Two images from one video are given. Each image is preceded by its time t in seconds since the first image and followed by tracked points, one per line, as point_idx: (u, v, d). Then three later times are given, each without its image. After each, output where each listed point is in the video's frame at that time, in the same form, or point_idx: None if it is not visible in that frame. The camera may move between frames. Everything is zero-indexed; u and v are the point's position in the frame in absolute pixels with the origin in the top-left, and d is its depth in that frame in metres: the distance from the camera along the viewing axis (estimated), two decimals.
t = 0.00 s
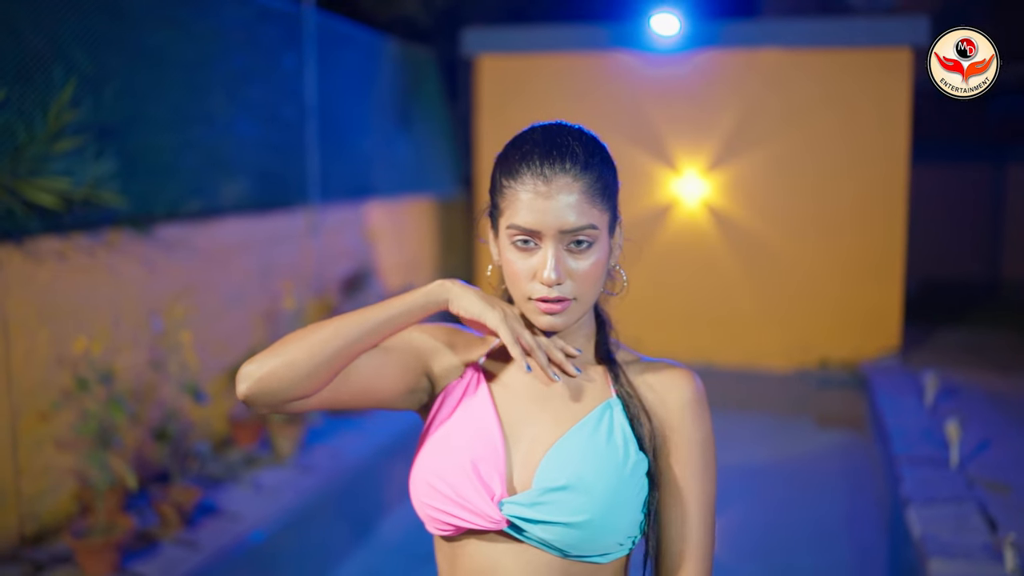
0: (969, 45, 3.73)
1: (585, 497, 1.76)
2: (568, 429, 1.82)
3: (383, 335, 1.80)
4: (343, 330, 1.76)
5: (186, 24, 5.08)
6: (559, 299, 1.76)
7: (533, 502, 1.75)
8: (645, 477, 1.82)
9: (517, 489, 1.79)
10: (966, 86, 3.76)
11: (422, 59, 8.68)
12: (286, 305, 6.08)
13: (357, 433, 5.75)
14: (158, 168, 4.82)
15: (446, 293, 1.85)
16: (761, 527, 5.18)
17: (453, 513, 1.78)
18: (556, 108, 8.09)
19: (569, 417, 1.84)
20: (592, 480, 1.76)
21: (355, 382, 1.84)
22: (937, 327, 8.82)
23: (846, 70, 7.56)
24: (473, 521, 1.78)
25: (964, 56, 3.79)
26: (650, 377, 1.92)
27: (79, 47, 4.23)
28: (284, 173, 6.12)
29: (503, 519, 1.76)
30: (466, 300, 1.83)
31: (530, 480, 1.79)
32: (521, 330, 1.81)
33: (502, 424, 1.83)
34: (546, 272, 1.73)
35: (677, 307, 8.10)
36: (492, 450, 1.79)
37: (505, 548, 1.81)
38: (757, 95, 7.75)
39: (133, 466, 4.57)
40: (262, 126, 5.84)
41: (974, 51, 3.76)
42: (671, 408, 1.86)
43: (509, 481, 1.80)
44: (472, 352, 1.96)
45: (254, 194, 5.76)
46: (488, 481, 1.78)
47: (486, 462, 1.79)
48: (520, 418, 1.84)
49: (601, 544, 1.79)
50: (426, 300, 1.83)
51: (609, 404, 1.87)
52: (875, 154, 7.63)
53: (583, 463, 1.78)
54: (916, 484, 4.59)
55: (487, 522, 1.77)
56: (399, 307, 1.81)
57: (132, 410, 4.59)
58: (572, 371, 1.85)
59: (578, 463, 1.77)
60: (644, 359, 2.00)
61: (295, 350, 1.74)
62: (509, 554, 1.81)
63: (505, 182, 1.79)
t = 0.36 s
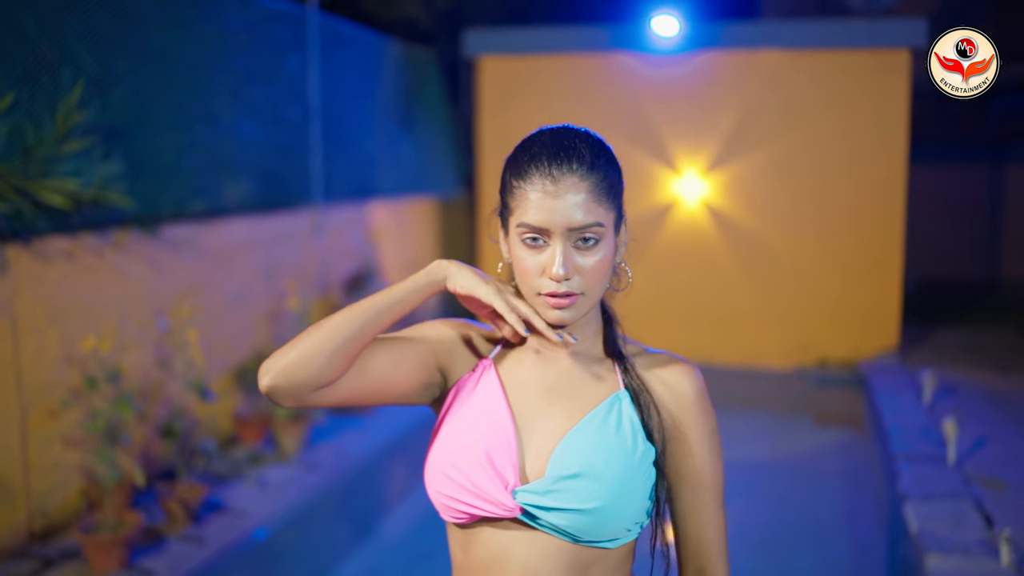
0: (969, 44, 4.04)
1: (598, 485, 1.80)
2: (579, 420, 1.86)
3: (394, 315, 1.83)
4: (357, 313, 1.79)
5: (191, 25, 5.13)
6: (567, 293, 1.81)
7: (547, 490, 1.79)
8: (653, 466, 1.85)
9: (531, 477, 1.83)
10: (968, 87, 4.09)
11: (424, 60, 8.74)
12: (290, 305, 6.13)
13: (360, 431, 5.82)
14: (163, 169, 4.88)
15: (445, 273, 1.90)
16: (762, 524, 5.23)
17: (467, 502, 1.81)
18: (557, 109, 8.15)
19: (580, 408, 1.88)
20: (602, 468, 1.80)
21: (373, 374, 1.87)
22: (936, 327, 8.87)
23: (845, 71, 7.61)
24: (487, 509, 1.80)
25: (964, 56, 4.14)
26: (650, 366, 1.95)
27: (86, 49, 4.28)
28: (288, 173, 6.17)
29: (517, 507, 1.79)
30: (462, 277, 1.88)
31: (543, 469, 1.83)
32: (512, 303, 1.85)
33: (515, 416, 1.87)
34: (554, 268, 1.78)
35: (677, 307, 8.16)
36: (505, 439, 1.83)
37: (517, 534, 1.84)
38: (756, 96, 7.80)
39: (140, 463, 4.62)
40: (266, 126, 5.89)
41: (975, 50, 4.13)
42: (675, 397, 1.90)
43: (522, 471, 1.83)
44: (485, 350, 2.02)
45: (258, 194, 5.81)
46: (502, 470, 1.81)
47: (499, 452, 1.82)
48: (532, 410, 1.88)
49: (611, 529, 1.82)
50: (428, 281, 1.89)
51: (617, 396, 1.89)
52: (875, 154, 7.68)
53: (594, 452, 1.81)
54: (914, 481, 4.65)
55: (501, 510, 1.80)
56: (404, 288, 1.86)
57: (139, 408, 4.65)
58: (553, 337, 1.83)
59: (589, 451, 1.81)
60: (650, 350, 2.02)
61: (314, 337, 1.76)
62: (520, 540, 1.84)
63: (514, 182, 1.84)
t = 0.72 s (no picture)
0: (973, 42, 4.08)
1: (610, 474, 1.79)
2: (590, 411, 1.85)
3: (401, 307, 1.87)
4: (369, 311, 1.82)
5: (196, 26, 5.18)
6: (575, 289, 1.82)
7: (560, 480, 1.77)
8: (658, 456, 1.85)
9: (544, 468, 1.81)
10: (970, 86, 4.12)
11: (426, 60, 8.80)
12: (293, 304, 6.18)
13: (363, 429, 5.87)
14: (169, 169, 4.93)
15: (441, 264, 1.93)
16: (761, 520, 5.29)
17: (481, 493, 1.79)
18: (558, 109, 8.21)
19: (590, 401, 1.87)
20: (613, 457, 1.80)
21: (396, 372, 1.87)
22: (934, 326, 8.92)
23: (845, 72, 7.67)
24: (500, 499, 1.78)
25: (964, 56, 4.21)
26: (653, 353, 1.94)
27: (91, 50, 4.33)
28: (291, 173, 6.22)
29: (531, 497, 1.77)
30: (455, 264, 1.92)
31: (556, 460, 1.82)
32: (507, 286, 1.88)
33: (526, 408, 1.86)
34: (563, 264, 1.79)
35: (678, 306, 8.21)
36: (518, 430, 1.81)
37: (529, 523, 1.81)
38: (756, 97, 7.86)
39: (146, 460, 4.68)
40: (269, 127, 5.94)
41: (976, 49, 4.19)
42: (677, 383, 1.89)
43: (535, 462, 1.82)
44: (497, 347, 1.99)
45: (261, 194, 5.86)
46: (515, 463, 1.80)
47: (512, 444, 1.80)
48: (543, 402, 1.86)
49: (621, 519, 1.81)
50: (426, 275, 1.92)
51: (624, 389, 1.87)
52: (874, 155, 7.73)
53: (605, 443, 1.80)
54: (911, 477, 4.71)
55: (514, 500, 1.78)
56: (405, 281, 1.89)
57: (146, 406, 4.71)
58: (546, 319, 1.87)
59: (601, 442, 1.80)
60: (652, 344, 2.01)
61: (333, 339, 1.79)
62: (533, 528, 1.81)
63: (525, 182, 1.86)
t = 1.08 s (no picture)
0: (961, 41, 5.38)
1: (620, 461, 1.80)
2: (597, 401, 1.86)
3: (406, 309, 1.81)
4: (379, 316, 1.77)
5: (200, 28, 5.24)
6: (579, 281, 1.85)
7: (572, 466, 1.78)
8: (661, 444, 1.87)
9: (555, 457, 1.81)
10: (969, 86, 4.53)
11: (427, 61, 8.87)
12: (296, 303, 6.23)
13: (366, 427, 5.91)
14: (174, 169, 4.98)
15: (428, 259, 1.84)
16: (761, 517, 5.35)
17: (494, 482, 1.78)
18: (560, 108, 8.27)
19: (596, 391, 1.87)
20: (624, 445, 1.81)
21: (414, 375, 1.84)
22: (932, 326, 8.97)
23: (844, 72, 7.72)
24: (513, 488, 1.78)
25: (964, 56, 4.58)
26: (652, 342, 1.97)
27: (97, 50, 4.38)
28: (294, 173, 6.28)
29: (543, 484, 1.77)
30: (443, 255, 1.84)
31: (566, 449, 1.82)
32: (493, 263, 1.82)
33: (535, 399, 1.85)
34: (568, 257, 1.82)
35: (678, 305, 8.26)
36: (528, 420, 1.81)
37: (539, 511, 1.82)
38: (755, 97, 7.91)
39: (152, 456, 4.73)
40: (273, 127, 6.00)
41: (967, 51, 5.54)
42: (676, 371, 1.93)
43: (545, 451, 1.82)
44: (504, 338, 1.95)
45: (265, 194, 5.92)
46: (527, 452, 1.79)
47: (524, 434, 1.80)
48: (552, 393, 1.86)
49: (628, 505, 1.83)
50: (418, 273, 1.83)
51: (629, 380, 1.88)
52: (872, 155, 7.79)
53: (615, 431, 1.81)
54: (908, 474, 4.77)
55: (527, 488, 1.78)
56: (408, 279, 1.83)
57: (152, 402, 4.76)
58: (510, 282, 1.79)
59: (611, 430, 1.81)
60: (649, 335, 2.03)
61: (350, 351, 1.74)
62: (542, 513, 1.81)
63: (529, 180, 1.88)
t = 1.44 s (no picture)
0: (968, 42, 5.51)
1: (628, 459, 1.80)
2: (603, 401, 1.86)
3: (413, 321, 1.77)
4: (390, 337, 1.73)
5: (206, 35, 5.30)
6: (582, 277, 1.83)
7: (581, 465, 1.78)
8: (663, 442, 1.88)
9: (563, 456, 1.81)
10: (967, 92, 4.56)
11: (432, 68, 8.94)
12: (301, 307, 6.28)
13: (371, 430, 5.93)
14: (179, 175, 5.04)
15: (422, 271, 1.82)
16: (763, 520, 5.40)
17: (506, 481, 1.77)
18: (562, 114, 8.33)
19: (601, 390, 1.87)
20: (630, 444, 1.81)
21: (432, 390, 1.80)
22: (933, 331, 9.00)
23: (845, 79, 7.78)
24: (523, 487, 1.77)
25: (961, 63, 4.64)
26: (649, 342, 2.00)
27: (104, 57, 4.45)
28: (299, 179, 6.33)
29: (554, 483, 1.77)
30: (438, 262, 1.82)
31: (575, 448, 1.82)
32: (480, 252, 1.81)
33: (541, 398, 1.84)
34: (570, 254, 1.81)
35: (680, 310, 8.30)
36: (537, 421, 1.80)
37: (546, 508, 1.81)
38: (756, 104, 7.97)
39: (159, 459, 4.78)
40: (278, 133, 6.07)
41: (975, 50, 5.66)
42: (674, 370, 1.96)
43: (555, 449, 1.81)
44: (508, 340, 1.93)
45: (269, 199, 5.97)
46: (538, 451, 1.78)
47: (533, 434, 1.79)
48: (559, 393, 1.85)
49: (632, 501, 1.84)
50: (416, 287, 1.80)
51: (631, 380, 1.89)
52: (872, 162, 7.84)
53: (621, 430, 1.81)
54: (907, 477, 4.81)
55: (537, 486, 1.77)
56: (406, 295, 1.79)
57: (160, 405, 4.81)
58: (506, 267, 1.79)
59: (618, 429, 1.81)
60: (644, 335, 2.05)
61: (370, 379, 1.70)
62: (550, 511, 1.81)
63: (531, 182, 1.87)
